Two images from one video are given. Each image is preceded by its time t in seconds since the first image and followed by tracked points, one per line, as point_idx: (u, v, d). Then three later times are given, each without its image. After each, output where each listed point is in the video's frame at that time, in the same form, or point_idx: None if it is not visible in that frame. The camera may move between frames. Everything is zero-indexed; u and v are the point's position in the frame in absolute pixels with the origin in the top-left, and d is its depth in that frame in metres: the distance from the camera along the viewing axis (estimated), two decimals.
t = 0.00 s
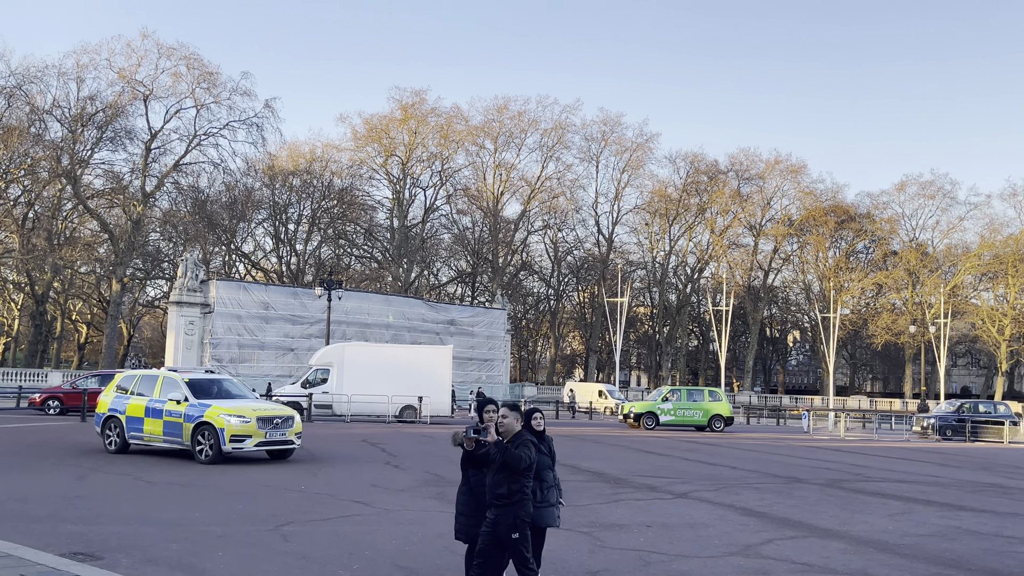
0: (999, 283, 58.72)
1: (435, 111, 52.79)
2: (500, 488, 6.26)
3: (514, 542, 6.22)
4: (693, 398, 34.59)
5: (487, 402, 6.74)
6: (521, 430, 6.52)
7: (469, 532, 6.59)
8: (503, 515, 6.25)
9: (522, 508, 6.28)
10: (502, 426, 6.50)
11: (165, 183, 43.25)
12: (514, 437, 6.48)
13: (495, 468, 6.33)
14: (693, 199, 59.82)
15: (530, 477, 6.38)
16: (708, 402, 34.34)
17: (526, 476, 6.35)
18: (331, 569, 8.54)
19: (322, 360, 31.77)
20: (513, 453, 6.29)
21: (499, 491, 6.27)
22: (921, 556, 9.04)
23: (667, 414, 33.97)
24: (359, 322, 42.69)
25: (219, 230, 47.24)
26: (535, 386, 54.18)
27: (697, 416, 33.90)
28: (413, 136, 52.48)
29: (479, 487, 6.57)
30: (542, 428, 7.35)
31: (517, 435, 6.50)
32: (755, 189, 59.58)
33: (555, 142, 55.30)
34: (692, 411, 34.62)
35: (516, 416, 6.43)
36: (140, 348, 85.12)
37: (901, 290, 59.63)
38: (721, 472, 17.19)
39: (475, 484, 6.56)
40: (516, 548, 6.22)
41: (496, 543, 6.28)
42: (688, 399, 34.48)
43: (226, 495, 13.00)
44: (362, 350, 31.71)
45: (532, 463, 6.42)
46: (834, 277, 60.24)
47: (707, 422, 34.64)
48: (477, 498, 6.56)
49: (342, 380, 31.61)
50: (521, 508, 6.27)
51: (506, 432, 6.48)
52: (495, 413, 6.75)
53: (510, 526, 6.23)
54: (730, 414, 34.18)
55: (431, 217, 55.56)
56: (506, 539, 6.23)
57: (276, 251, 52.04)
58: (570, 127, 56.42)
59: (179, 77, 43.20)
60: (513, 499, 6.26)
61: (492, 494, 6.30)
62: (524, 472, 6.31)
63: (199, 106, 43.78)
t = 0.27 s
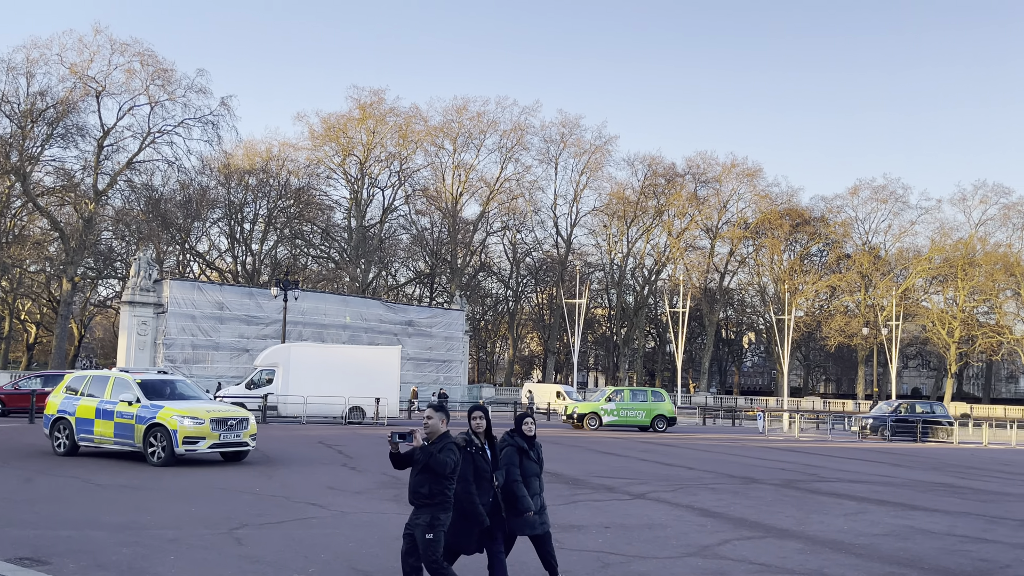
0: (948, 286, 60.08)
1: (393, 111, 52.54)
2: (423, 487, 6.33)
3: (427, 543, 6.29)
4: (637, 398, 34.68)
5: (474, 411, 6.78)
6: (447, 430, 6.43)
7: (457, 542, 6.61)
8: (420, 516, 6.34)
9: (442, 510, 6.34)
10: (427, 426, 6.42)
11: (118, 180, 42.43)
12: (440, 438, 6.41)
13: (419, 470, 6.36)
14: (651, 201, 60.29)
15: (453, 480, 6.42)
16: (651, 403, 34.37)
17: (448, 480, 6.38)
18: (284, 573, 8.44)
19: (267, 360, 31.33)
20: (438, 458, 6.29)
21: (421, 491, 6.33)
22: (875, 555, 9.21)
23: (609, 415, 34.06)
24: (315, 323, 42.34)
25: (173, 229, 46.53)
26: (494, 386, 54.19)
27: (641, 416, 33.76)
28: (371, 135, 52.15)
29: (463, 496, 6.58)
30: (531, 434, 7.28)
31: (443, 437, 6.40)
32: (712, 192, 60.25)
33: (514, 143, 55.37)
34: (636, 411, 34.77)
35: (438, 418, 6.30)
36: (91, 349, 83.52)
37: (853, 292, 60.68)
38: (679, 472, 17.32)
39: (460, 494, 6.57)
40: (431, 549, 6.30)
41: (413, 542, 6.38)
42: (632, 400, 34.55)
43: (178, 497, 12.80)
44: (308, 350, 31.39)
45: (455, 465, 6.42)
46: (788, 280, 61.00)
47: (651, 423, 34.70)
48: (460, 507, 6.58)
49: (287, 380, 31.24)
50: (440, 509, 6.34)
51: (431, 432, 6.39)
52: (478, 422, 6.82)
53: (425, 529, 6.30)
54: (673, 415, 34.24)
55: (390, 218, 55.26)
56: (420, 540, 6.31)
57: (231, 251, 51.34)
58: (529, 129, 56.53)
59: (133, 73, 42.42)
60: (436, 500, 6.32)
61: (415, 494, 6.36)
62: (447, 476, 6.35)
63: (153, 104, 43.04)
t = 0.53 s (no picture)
0: (898, 289, 61.36)
1: (351, 110, 52.19)
2: (344, 486, 6.41)
3: (341, 538, 6.41)
4: (580, 399, 34.85)
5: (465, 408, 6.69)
6: (371, 429, 6.53)
7: (446, 540, 6.50)
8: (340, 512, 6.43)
9: (366, 507, 6.40)
10: (353, 424, 6.51)
11: (68, 178, 41.47)
12: (364, 437, 6.50)
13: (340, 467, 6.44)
14: (608, 204, 60.69)
15: (379, 480, 6.46)
16: (593, 403, 34.43)
17: (373, 479, 6.42)
18: None
19: (212, 360, 30.93)
20: (361, 457, 6.34)
21: (343, 491, 6.39)
22: (829, 555, 9.36)
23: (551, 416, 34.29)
24: (270, 323, 41.85)
25: (125, 228, 45.70)
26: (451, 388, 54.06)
27: (584, 416, 33.73)
28: (328, 135, 51.74)
29: (447, 494, 6.49)
30: (525, 433, 7.20)
31: (367, 435, 6.50)
32: (668, 195, 60.80)
33: (472, 144, 55.35)
34: (579, 411, 35.20)
35: (359, 418, 6.42)
36: (39, 348, 81.85)
37: (806, 295, 61.57)
38: (636, 474, 17.44)
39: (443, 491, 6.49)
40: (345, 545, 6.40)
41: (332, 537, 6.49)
42: (575, 401, 34.69)
43: (130, 500, 12.58)
44: (253, 349, 31.15)
45: (380, 465, 6.47)
46: (743, 282, 61.72)
47: (594, 423, 35.08)
48: (445, 505, 6.48)
49: (232, 380, 31.00)
50: (363, 508, 6.39)
51: (355, 431, 6.49)
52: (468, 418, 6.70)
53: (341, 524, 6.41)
54: (615, 414, 34.39)
55: (346, 218, 54.88)
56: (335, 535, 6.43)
57: (185, 250, 50.58)
58: (488, 130, 56.54)
59: (84, 69, 41.54)
60: (360, 499, 6.39)
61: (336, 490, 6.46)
62: (372, 476, 6.41)
63: (105, 99, 42.17)
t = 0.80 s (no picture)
0: (848, 291, 62.51)
1: (305, 107, 51.63)
2: (258, 491, 6.31)
3: (255, 546, 6.29)
4: (524, 399, 34.87)
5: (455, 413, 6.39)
6: (289, 436, 6.47)
7: (430, 550, 6.25)
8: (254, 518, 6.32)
9: (280, 515, 6.30)
10: (272, 430, 6.45)
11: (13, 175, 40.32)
12: (282, 443, 6.44)
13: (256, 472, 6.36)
14: (564, 205, 60.92)
15: (296, 488, 6.38)
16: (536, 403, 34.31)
17: (290, 487, 6.34)
18: None
19: (154, 360, 30.36)
20: (277, 461, 6.26)
21: (258, 497, 6.28)
22: (786, 554, 9.48)
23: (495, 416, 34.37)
24: (222, 322, 41.28)
25: (73, 225, 44.68)
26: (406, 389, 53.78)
27: (527, 416, 33.81)
28: (282, 133, 51.14)
29: (432, 504, 6.23)
30: (513, 434, 7.17)
31: (284, 441, 6.44)
32: (624, 197, 61.16)
33: (428, 144, 55.11)
34: (522, 411, 35.42)
35: (278, 422, 6.38)
36: None
37: (758, 297, 62.35)
38: (593, 474, 17.51)
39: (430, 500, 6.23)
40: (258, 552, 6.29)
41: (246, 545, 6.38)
42: (519, 400, 34.70)
43: (78, 503, 12.29)
44: (197, 349, 30.76)
45: (299, 472, 6.40)
46: (697, 283, 62.34)
47: (536, 423, 35.40)
48: (428, 515, 6.23)
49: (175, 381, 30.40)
50: (278, 516, 6.29)
51: (274, 436, 6.43)
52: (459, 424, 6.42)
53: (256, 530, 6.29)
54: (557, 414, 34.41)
55: (301, 217, 54.32)
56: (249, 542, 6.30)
57: (135, 248, 49.61)
58: (444, 129, 56.35)
59: (31, 63, 40.44)
60: (275, 506, 6.29)
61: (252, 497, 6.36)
62: (290, 482, 6.33)
63: (52, 94, 41.12)
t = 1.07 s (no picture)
0: (797, 292, 63.53)
1: (257, 104, 50.90)
2: (179, 490, 6.18)
3: (183, 547, 6.10)
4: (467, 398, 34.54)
5: (448, 414, 6.16)
6: (209, 432, 6.41)
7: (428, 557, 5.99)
8: (177, 518, 6.16)
9: (201, 512, 6.18)
10: (189, 427, 6.38)
11: None
12: (202, 439, 6.37)
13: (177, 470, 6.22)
14: (518, 205, 61.01)
15: (215, 484, 6.29)
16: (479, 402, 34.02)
17: (210, 482, 6.25)
18: None
19: (92, 359, 29.85)
20: (199, 455, 6.20)
21: (178, 495, 6.16)
22: (742, 553, 9.59)
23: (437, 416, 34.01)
24: (170, 322, 40.63)
25: (16, 221, 43.49)
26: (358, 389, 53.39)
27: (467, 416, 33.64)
28: (232, 129, 50.44)
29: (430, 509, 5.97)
30: (502, 437, 6.87)
31: (204, 437, 6.38)
32: (578, 198, 61.42)
33: (381, 142, 54.75)
34: (465, 411, 35.33)
35: (197, 415, 6.32)
36: None
37: (709, 297, 62.99)
38: (548, 473, 17.55)
39: (428, 505, 5.98)
40: (185, 553, 6.10)
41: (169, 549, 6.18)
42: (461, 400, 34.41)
43: (23, 505, 11.96)
44: (137, 347, 30.20)
45: (218, 468, 6.34)
46: (649, 284, 62.89)
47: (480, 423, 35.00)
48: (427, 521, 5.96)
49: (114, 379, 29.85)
50: (200, 512, 6.18)
51: (192, 433, 6.36)
52: (453, 424, 6.19)
53: (181, 531, 6.12)
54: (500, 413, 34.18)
55: (252, 214, 53.57)
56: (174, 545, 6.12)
57: (80, 245, 48.46)
58: (398, 127, 56.03)
59: None
60: (197, 502, 6.18)
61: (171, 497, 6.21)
62: (211, 477, 6.25)
63: None
